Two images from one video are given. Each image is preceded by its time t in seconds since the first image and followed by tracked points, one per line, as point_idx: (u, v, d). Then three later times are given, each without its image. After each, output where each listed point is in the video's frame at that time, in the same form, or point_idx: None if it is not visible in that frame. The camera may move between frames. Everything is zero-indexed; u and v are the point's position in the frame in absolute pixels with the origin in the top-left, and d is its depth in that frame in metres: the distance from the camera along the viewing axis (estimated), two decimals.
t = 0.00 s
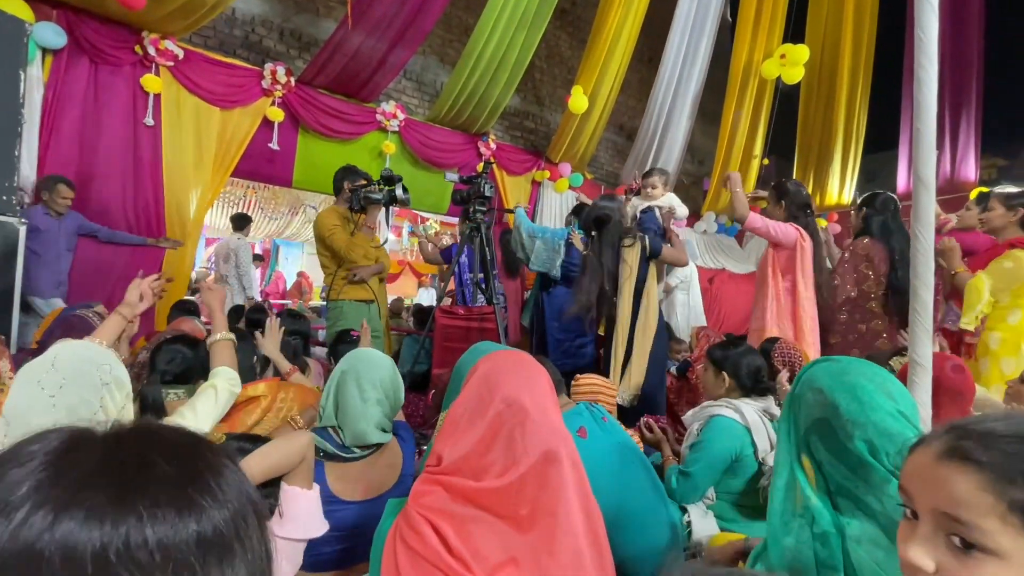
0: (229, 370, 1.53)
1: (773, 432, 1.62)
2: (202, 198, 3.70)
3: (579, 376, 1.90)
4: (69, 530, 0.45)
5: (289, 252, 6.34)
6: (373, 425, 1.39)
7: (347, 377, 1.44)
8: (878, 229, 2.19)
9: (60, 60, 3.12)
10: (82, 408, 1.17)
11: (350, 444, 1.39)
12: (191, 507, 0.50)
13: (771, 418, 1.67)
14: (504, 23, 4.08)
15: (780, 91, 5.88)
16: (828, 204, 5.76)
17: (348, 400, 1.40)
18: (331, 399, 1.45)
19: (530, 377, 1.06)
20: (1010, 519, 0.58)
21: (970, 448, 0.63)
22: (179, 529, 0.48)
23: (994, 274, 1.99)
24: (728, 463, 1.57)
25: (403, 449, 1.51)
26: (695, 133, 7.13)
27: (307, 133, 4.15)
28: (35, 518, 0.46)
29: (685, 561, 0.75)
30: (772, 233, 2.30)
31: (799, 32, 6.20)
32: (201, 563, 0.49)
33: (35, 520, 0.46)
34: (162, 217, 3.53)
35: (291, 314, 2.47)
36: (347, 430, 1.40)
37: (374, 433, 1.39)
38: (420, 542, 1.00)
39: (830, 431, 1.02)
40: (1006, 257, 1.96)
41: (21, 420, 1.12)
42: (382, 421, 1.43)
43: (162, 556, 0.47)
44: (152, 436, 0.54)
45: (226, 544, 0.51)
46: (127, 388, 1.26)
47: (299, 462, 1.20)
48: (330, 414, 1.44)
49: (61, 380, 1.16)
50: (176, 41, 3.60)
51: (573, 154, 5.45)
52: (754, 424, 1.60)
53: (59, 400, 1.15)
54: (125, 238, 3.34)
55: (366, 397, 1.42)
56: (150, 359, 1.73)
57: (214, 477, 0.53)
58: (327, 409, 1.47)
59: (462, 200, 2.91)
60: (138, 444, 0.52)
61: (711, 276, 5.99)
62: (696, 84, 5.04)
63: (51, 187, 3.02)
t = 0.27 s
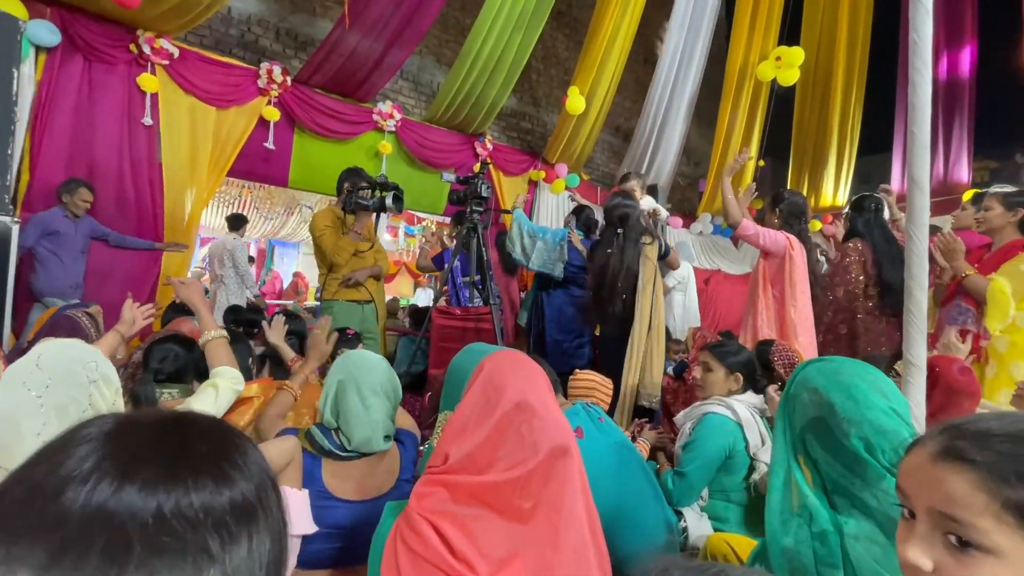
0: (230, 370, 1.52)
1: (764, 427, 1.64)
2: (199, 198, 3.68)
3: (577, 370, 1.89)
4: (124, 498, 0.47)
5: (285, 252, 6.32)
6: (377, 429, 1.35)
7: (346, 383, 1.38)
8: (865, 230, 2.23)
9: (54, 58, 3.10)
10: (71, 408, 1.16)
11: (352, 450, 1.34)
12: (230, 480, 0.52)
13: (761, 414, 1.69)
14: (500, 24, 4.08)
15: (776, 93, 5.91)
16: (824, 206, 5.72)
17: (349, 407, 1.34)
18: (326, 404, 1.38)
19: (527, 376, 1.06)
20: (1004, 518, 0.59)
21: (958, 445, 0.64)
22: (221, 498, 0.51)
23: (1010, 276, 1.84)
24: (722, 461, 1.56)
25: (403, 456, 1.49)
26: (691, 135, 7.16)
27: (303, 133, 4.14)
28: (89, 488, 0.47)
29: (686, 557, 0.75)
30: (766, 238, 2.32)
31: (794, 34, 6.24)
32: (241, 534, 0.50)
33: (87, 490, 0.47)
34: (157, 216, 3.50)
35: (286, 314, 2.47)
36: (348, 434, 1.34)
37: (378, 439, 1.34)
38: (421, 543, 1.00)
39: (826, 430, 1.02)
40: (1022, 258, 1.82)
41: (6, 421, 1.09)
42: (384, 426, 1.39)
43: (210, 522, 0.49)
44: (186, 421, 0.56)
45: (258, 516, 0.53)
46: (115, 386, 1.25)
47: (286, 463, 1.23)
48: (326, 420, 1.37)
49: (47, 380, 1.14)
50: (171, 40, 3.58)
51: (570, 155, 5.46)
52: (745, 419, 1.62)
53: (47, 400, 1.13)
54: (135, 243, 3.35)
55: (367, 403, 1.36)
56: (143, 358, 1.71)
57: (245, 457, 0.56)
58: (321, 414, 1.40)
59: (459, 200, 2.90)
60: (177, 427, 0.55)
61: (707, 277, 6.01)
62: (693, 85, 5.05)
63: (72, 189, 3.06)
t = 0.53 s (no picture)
0: (214, 366, 1.51)
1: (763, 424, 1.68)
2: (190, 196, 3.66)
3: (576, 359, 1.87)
4: (172, 488, 0.60)
5: (280, 252, 6.30)
6: (380, 432, 1.34)
7: (348, 389, 1.36)
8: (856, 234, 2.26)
9: (45, 55, 3.07)
10: (52, 409, 1.14)
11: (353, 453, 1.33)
12: (254, 476, 0.65)
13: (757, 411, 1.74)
14: (496, 24, 4.09)
15: (770, 94, 5.94)
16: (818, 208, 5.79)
17: (350, 413, 1.33)
18: (327, 407, 1.37)
19: (521, 376, 1.06)
20: (991, 512, 0.60)
21: (942, 443, 0.65)
22: (245, 494, 0.63)
23: (998, 280, 1.85)
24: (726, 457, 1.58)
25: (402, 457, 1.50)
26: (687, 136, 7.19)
27: (298, 133, 4.12)
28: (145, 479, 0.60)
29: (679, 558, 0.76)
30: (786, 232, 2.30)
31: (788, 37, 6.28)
32: (258, 525, 0.63)
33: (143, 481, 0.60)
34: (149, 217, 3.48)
35: (279, 315, 2.46)
36: (350, 437, 1.33)
37: (379, 444, 1.34)
38: (416, 545, 1.00)
39: (823, 429, 1.03)
40: (1012, 263, 1.83)
41: None
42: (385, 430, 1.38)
43: (238, 507, 0.62)
44: (222, 426, 0.68)
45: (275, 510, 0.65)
46: (97, 387, 1.23)
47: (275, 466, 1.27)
48: (327, 423, 1.35)
49: (26, 382, 1.12)
50: (164, 38, 3.56)
51: (565, 156, 5.46)
52: (749, 415, 1.64)
53: (27, 402, 1.12)
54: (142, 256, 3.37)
55: (369, 408, 1.35)
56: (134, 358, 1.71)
57: (271, 457, 0.68)
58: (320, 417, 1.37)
59: (454, 201, 2.90)
60: (213, 431, 0.67)
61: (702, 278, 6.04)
62: (687, 86, 5.07)
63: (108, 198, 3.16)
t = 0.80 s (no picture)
0: (202, 367, 1.48)
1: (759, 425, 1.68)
2: (179, 190, 3.63)
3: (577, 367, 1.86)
4: (190, 463, 0.63)
5: (272, 252, 6.26)
6: (375, 429, 1.34)
7: (344, 384, 1.35)
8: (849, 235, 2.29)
9: (33, 52, 3.03)
10: (20, 411, 0.98)
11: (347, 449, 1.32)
12: (270, 454, 0.68)
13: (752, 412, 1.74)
14: (490, 25, 4.09)
15: (762, 96, 5.99)
16: (809, 209, 5.89)
17: (348, 407, 1.32)
18: (325, 401, 1.36)
19: (513, 377, 1.06)
20: (980, 512, 0.60)
21: (932, 445, 0.66)
22: (258, 466, 0.66)
23: (968, 285, 1.91)
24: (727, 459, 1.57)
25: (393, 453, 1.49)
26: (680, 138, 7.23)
27: (290, 132, 4.10)
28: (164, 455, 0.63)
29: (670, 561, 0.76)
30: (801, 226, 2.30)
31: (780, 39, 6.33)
32: (271, 496, 0.65)
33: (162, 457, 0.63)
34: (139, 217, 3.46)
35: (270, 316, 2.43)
36: (346, 434, 1.32)
37: (373, 439, 1.33)
38: (409, 547, 1.00)
39: (819, 428, 1.03)
40: (980, 268, 1.89)
41: None
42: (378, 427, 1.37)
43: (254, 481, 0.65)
44: (238, 414, 0.73)
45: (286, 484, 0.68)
46: (74, 387, 1.07)
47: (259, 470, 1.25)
48: (325, 420, 1.34)
49: None
50: (155, 36, 3.52)
51: (559, 157, 5.47)
52: (744, 413, 1.66)
53: None
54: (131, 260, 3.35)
55: (365, 404, 1.34)
56: (121, 359, 1.69)
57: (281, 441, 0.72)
58: (317, 412, 1.37)
59: (448, 201, 2.89)
60: (229, 419, 0.71)
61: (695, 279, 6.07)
62: (680, 88, 5.09)
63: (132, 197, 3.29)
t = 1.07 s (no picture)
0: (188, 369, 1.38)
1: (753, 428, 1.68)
2: (169, 191, 3.58)
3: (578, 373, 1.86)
4: (195, 457, 0.64)
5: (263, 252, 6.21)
6: (364, 431, 1.33)
7: (338, 381, 1.36)
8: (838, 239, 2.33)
9: (18, 49, 2.98)
10: None
11: (337, 448, 1.32)
12: (273, 455, 0.69)
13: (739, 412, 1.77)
14: (482, 25, 4.08)
15: (752, 99, 6.05)
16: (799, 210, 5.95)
17: (346, 403, 1.32)
18: (321, 398, 1.36)
19: (507, 378, 1.06)
20: (972, 511, 0.61)
21: (923, 445, 0.67)
22: (259, 467, 0.67)
23: (924, 280, 1.97)
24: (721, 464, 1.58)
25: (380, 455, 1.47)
26: (672, 140, 7.28)
27: (281, 131, 4.07)
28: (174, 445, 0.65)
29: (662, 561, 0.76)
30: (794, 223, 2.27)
31: (770, 42, 6.39)
32: (266, 499, 0.65)
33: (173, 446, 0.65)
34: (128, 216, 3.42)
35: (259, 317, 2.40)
36: (336, 433, 1.32)
37: (364, 438, 1.33)
38: (401, 549, 0.99)
39: (816, 424, 1.04)
40: (936, 264, 1.95)
41: None
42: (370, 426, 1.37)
43: (253, 481, 0.65)
44: (252, 414, 0.74)
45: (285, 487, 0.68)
46: (48, 389, 1.03)
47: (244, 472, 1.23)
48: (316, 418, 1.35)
49: None
50: (143, 34, 3.48)
51: (551, 157, 5.48)
52: (738, 419, 1.65)
53: None
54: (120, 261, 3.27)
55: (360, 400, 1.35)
56: (106, 361, 1.67)
57: (289, 443, 0.73)
58: (312, 406, 1.37)
59: (440, 201, 2.88)
60: (243, 418, 0.72)
61: (686, 279, 6.10)
62: (672, 90, 5.12)
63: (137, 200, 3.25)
